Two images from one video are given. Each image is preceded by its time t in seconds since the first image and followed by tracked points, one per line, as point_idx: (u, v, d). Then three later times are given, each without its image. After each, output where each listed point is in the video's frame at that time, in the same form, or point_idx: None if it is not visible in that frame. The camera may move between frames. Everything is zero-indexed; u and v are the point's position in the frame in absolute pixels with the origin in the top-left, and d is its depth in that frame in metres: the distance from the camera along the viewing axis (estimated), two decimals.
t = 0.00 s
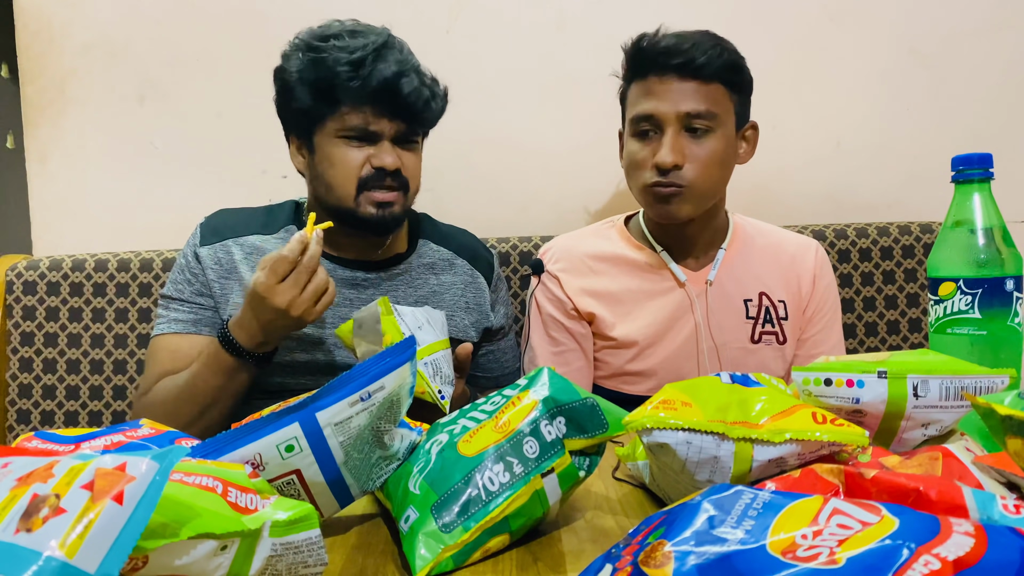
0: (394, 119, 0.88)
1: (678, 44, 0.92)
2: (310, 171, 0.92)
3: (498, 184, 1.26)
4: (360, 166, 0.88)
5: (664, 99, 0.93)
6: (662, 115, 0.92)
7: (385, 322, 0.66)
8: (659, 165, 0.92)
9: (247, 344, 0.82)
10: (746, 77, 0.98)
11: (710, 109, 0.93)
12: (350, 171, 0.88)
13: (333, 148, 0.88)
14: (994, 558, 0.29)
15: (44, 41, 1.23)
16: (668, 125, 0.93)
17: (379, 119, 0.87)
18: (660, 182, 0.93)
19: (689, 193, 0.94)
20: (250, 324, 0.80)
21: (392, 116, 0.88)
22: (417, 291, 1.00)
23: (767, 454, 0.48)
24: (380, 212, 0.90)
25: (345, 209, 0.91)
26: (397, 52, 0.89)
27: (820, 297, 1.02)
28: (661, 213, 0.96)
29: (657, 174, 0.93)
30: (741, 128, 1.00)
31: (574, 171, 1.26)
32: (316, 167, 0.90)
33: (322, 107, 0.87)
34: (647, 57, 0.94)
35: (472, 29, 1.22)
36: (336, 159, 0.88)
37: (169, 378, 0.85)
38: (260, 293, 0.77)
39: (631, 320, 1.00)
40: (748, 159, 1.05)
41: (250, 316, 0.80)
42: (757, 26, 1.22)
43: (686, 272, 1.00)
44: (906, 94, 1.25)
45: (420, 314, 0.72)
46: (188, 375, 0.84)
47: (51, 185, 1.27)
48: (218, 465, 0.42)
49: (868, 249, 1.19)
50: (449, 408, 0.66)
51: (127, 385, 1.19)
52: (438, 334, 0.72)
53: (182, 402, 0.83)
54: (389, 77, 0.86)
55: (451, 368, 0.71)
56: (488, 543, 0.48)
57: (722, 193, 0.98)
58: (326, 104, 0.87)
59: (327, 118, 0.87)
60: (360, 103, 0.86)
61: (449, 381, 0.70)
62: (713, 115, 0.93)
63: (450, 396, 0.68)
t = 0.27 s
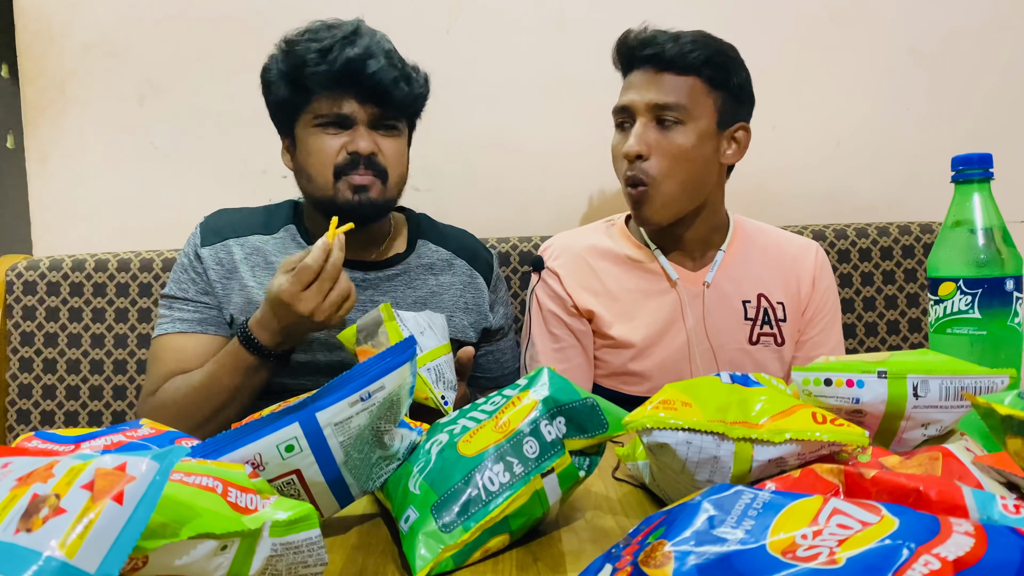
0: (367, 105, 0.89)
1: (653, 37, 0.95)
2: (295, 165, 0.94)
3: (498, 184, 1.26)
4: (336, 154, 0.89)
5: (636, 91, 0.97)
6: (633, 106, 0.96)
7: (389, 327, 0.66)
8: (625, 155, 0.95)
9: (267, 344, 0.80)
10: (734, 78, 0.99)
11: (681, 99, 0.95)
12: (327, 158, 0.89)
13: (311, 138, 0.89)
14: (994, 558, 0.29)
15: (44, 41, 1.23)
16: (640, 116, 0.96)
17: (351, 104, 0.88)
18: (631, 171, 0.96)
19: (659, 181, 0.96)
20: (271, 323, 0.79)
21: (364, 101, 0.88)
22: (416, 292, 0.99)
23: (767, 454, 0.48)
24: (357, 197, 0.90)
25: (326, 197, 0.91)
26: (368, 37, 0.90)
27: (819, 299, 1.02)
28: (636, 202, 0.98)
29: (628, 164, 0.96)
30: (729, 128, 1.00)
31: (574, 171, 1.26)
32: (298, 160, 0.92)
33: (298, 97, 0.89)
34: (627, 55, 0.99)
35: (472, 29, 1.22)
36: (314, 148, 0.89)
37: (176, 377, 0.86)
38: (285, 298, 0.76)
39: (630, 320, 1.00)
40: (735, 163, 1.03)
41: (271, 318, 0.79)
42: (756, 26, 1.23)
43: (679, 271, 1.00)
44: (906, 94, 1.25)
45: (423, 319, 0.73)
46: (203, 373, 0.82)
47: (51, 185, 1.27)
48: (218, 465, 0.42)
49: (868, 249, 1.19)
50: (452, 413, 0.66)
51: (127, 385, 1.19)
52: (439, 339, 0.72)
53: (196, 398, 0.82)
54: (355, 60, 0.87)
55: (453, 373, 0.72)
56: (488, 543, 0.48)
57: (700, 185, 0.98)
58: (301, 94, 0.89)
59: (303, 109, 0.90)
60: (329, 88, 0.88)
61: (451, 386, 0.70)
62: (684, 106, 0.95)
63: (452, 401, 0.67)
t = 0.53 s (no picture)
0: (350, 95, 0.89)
1: (641, 37, 0.97)
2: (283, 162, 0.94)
3: (498, 184, 1.26)
4: (320, 145, 0.89)
5: (625, 90, 0.98)
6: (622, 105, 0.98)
7: (384, 329, 0.65)
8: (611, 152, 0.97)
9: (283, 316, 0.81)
10: (726, 79, 0.99)
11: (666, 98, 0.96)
12: (312, 150, 0.89)
13: (296, 132, 0.89)
14: (994, 557, 0.29)
15: (43, 42, 1.23)
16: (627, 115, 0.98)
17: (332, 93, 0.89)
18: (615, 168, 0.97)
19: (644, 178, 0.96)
20: (288, 295, 0.80)
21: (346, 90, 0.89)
22: (416, 292, 0.99)
23: (767, 454, 0.48)
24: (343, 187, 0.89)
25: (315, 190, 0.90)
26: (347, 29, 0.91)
27: (818, 301, 1.02)
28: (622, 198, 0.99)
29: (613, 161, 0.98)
30: (722, 127, 0.99)
31: (574, 171, 1.26)
32: (285, 156, 0.92)
33: (282, 92, 0.90)
34: (621, 56, 1.00)
35: (472, 29, 1.22)
36: (299, 141, 0.89)
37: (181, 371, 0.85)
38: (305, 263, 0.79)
39: (630, 319, 1.00)
40: (730, 161, 1.03)
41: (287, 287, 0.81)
42: (757, 26, 1.22)
43: (674, 270, 1.00)
44: (906, 94, 1.25)
45: (418, 320, 0.73)
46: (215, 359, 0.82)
47: (51, 186, 1.27)
48: (218, 465, 0.42)
49: (868, 249, 1.19)
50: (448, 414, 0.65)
51: (127, 385, 1.18)
52: (434, 340, 0.73)
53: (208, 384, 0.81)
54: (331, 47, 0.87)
55: (448, 374, 0.72)
56: (488, 543, 0.48)
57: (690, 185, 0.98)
58: (285, 88, 0.90)
59: (287, 104, 0.90)
60: (309, 78, 0.88)
61: (445, 387, 0.70)
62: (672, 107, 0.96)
63: (447, 402, 0.67)
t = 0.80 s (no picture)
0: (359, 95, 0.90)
1: (638, 39, 0.97)
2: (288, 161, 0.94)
3: (498, 184, 1.26)
4: (327, 144, 0.89)
5: (624, 92, 0.98)
6: (620, 106, 0.98)
7: (386, 328, 0.66)
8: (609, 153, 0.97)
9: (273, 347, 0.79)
10: (724, 80, 0.99)
11: (664, 98, 0.96)
12: (317, 148, 0.89)
13: (302, 131, 0.89)
14: (994, 558, 0.29)
15: (43, 42, 1.23)
16: (625, 115, 0.98)
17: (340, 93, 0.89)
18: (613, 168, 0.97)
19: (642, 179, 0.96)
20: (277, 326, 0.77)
21: (355, 90, 0.89)
22: (417, 292, 0.99)
23: (767, 454, 0.48)
24: (353, 181, 0.89)
25: (318, 188, 0.90)
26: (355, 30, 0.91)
27: (818, 302, 1.02)
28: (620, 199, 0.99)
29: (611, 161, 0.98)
30: (719, 128, 0.99)
31: (574, 171, 1.26)
32: (291, 155, 0.92)
33: (289, 91, 0.90)
34: (619, 57, 1.00)
35: (472, 29, 1.22)
36: (307, 141, 0.89)
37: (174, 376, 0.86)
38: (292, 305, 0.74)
39: (630, 319, 1.00)
40: (729, 164, 1.03)
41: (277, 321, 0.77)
42: (757, 26, 1.22)
43: (675, 271, 1.00)
44: (906, 94, 1.25)
45: (423, 320, 0.73)
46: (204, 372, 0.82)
47: (51, 186, 1.27)
48: (218, 465, 0.42)
49: (868, 249, 1.19)
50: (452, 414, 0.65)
51: (127, 385, 1.18)
52: (439, 340, 0.72)
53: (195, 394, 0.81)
54: (341, 48, 0.88)
55: (453, 373, 0.72)
56: (488, 543, 0.48)
57: (688, 185, 0.98)
58: (291, 87, 0.90)
59: (294, 102, 0.90)
60: (318, 78, 0.89)
61: (451, 386, 0.70)
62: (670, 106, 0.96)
63: (452, 402, 0.67)
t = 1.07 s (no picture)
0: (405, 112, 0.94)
1: (638, 38, 0.97)
2: (315, 167, 0.94)
3: (498, 184, 1.26)
4: (374, 158, 0.92)
5: (624, 90, 0.99)
6: (620, 104, 0.98)
7: (363, 334, 0.64)
8: (608, 150, 0.98)
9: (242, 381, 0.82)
10: (723, 79, 0.99)
11: (665, 97, 0.96)
12: (365, 162, 0.92)
13: (344, 141, 0.91)
14: (994, 558, 0.29)
15: (44, 41, 1.23)
16: (626, 113, 0.98)
17: (390, 109, 0.93)
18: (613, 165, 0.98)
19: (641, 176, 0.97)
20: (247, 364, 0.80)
21: (402, 107, 0.94)
22: (410, 287, 0.99)
23: (767, 454, 0.48)
24: (398, 195, 0.94)
25: (360, 200, 0.93)
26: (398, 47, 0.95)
27: (819, 301, 1.02)
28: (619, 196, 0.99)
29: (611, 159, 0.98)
30: (719, 126, 0.99)
31: (574, 171, 1.26)
32: (325, 163, 0.93)
33: (336, 101, 0.91)
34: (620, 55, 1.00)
35: (472, 29, 1.22)
36: (350, 153, 0.91)
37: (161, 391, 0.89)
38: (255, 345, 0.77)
39: (630, 319, 1.00)
40: (729, 161, 1.03)
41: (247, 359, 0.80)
42: (757, 25, 1.22)
43: (674, 270, 1.00)
44: (906, 94, 1.25)
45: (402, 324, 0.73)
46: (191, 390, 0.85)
47: (51, 186, 1.27)
48: (218, 465, 0.42)
49: (868, 249, 1.19)
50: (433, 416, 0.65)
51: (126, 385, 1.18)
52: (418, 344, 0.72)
53: (180, 410, 0.85)
54: (397, 68, 0.92)
55: (434, 378, 0.72)
56: (488, 543, 0.48)
57: (687, 184, 0.98)
58: (335, 96, 0.91)
59: (337, 112, 0.91)
60: (372, 93, 0.91)
61: (431, 390, 0.70)
62: (671, 105, 0.96)
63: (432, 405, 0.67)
